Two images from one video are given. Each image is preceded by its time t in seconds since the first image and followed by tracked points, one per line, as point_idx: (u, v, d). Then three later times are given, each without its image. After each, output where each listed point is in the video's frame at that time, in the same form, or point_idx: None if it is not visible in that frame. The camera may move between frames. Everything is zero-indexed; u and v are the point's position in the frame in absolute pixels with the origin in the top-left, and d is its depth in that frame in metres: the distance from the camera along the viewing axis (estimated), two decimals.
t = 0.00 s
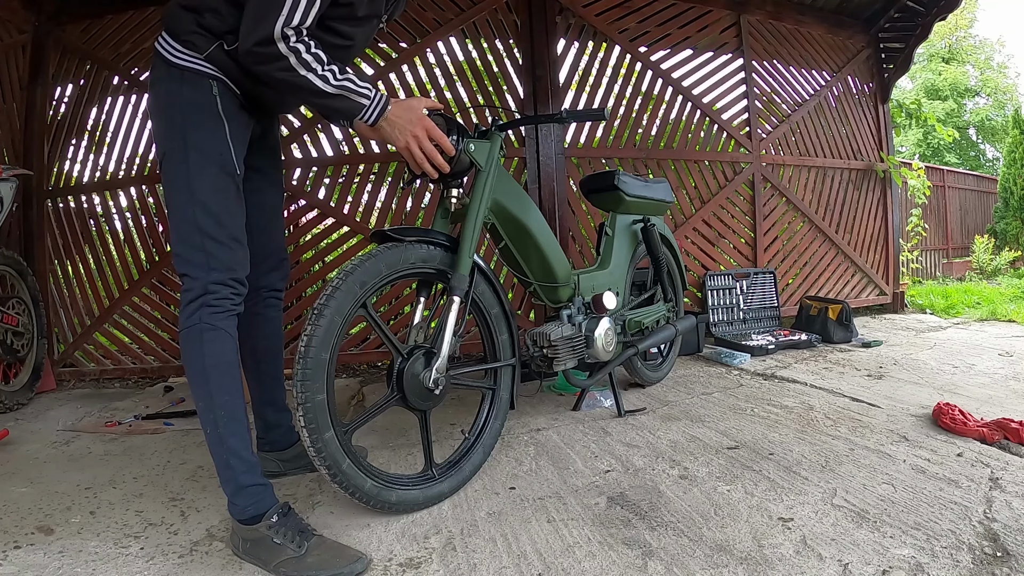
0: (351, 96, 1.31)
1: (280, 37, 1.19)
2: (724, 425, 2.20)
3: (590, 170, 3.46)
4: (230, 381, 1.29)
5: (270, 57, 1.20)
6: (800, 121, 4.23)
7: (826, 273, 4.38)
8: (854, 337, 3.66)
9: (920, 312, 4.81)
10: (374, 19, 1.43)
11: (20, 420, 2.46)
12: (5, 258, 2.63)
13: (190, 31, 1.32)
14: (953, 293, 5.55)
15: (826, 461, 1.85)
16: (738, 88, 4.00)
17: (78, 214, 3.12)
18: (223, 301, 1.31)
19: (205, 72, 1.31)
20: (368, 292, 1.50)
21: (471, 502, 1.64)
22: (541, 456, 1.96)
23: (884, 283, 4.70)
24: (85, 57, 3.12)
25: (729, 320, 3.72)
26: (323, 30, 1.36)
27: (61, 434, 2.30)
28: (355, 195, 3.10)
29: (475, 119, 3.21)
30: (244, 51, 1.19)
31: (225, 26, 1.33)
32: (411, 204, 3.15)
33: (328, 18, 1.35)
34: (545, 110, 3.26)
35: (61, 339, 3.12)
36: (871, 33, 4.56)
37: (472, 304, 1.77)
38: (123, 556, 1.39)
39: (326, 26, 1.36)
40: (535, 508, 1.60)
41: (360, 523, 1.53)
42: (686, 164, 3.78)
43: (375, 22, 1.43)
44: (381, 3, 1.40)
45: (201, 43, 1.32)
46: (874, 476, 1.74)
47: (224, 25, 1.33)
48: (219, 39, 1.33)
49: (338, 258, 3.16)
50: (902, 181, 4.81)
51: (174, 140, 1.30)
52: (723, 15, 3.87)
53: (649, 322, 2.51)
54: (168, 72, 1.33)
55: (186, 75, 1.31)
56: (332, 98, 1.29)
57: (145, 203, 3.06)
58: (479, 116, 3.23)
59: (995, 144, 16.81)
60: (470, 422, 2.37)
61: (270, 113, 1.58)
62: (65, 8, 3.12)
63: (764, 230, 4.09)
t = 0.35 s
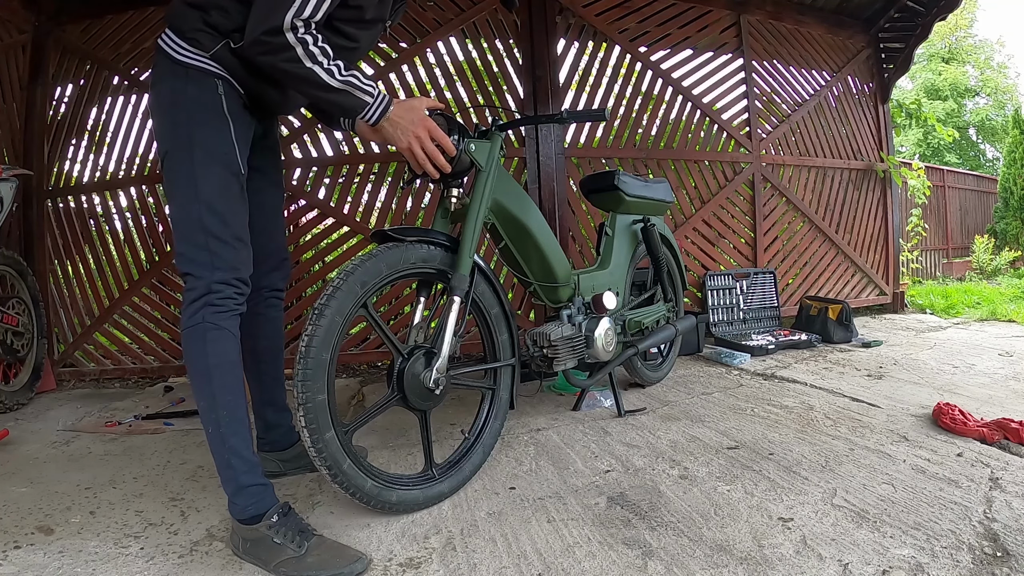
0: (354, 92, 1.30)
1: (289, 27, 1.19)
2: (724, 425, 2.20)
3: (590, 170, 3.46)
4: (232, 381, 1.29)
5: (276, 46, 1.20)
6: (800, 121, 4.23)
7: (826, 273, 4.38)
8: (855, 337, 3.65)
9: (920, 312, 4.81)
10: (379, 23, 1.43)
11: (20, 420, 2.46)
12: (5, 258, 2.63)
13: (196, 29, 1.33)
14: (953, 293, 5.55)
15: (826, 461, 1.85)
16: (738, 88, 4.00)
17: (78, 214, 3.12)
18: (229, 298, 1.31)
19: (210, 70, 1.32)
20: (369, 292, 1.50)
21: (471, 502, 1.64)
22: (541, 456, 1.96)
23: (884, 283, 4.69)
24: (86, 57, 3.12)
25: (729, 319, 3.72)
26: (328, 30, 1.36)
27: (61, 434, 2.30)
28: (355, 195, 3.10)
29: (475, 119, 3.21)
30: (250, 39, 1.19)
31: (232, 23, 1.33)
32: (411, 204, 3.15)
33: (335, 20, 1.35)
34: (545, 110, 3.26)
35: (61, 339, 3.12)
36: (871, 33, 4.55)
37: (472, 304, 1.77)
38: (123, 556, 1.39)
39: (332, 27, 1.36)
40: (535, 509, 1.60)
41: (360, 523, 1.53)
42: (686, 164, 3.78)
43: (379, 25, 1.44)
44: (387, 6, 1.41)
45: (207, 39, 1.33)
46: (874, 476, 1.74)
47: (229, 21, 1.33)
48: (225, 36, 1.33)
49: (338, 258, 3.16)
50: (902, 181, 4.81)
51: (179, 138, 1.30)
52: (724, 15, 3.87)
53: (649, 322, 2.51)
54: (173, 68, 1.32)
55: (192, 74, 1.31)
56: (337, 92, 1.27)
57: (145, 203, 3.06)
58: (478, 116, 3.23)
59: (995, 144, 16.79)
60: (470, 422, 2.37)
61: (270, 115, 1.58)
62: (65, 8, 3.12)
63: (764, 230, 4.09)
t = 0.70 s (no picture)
0: (360, 89, 1.31)
1: (297, 21, 1.19)
2: (724, 425, 2.20)
3: (590, 170, 3.46)
4: (242, 378, 1.28)
5: (282, 40, 1.20)
6: (800, 121, 4.23)
7: (826, 273, 4.38)
8: (855, 337, 3.65)
9: (920, 312, 4.81)
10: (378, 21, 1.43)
11: (20, 420, 2.46)
12: (5, 258, 2.63)
13: (193, 22, 1.33)
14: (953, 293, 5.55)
15: (825, 461, 1.85)
16: (738, 87, 4.00)
17: (78, 214, 3.12)
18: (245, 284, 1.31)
19: (207, 61, 1.32)
20: (368, 292, 1.50)
21: (471, 502, 1.64)
22: (541, 456, 1.96)
23: (884, 283, 4.69)
24: (85, 57, 3.12)
25: (729, 319, 3.72)
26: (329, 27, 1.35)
27: (61, 434, 2.30)
28: (355, 195, 3.10)
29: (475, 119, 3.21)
30: (255, 34, 1.18)
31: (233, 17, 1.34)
32: (411, 204, 3.15)
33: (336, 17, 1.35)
34: (545, 110, 3.26)
35: (61, 339, 3.12)
36: (871, 33, 4.55)
37: (471, 304, 1.77)
38: (123, 556, 1.39)
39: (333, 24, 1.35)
40: (535, 509, 1.60)
41: (360, 523, 1.53)
42: (686, 164, 3.78)
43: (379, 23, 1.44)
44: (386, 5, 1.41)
45: (206, 33, 1.33)
46: (874, 476, 1.74)
47: (229, 17, 1.33)
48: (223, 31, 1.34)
49: (338, 258, 3.15)
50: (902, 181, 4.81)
51: (184, 129, 1.30)
52: (724, 15, 3.87)
53: (649, 322, 2.51)
54: (170, 58, 1.33)
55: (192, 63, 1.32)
56: (344, 88, 1.28)
57: (145, 203, 3.06)
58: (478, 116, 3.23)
59: (995, 144, 16.79)
60: (469, 423, 2.37)
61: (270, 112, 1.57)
62: (65, 8, 3.12)
63: (764, 230, 4.09)
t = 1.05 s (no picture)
0: (380, 111, 1.32)
1: (317, 38, 1.15)
2: (724, 425, 2.20)
3: (590, 170, 3.46)
4: (238, 423, 1.21)
5: (298, 61, 1.15)
6: (800, 121, 4.23)
7: (826, 273, 4.38)
8: (855, 337, 3.65)
9: (920, 312, 4.81)
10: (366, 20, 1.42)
11: (20, 420, 2.46)
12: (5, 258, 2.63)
13: (152, 17, 1.20)
14: (953, 293, 5.55)
15: (825, 461, 1.86)
16: (739, 88, 4.00)
17: (78, 214, 3.12)
18: (259, 296, 1.22)
19: (171, 62, 1.22)
20: (370, 292, 1.50)
21: (471, 502, 1.64)
22: (541, 456, 1.96)
23: (884, 283, 4.70)
24: (85, 57, 3.12)
25: (729, 319, 3.72)
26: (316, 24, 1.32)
27: (61, 434, 2.30)
28: (355, 196, 3.10)
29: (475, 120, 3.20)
30: (264, 56, 1.12)
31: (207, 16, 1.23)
32: (411, 204, 3.16)
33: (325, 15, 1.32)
34: (545, 110, 3.26)
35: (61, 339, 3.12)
36: (871, 33, 4.55)
37: (472, 304, 1.77)
38: (123, 556, 1.39)
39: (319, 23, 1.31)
40: (535, 508, 1.60)
41: (360, 523, 1.53)
42: (686, 164, 3.78)
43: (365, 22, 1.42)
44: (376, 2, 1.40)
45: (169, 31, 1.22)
46: (874, 476, 1.74)
47: (200, 15, 1.22)
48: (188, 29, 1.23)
49: (338, 258, 3.15)
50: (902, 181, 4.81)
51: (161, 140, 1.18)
52: (724, 15, 3.87)
53: (649, 322, 2.51)
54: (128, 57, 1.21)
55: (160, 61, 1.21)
56: (366, 111, 1.29)
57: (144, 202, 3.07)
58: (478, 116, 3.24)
59: (995, 144, 16.79)
60: (469, 422, 2.37)
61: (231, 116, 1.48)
62: (65, 8, 3.12)
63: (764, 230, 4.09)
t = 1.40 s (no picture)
0: (421, 182, 1.24)
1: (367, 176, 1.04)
2: (724, 425, 2.20)
3: (590, 170, 3.46)
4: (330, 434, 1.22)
5: (359, 207, 1.05)
6: (800, 121, 4.23)
7: (826, 273, 4.38)
8: (855, 337, 3.66)
9: (919, 312, 4.81)
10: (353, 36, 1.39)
11: (20, 420, 2.46)
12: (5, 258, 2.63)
13: (134, 169, 1.01)
14: (953, 293, 5.55)
15: (825, 461, 1.85)
16: (738, 88, 4.00)
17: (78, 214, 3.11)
18: (381, 318, 1.18)
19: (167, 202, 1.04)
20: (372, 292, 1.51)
21: (471, 502, 1.64)
22: (541, 456, 1.96)
23: (884, 283, 4.70)
24: (85, 57, 3.12)
25: (729, 319, 3.72)
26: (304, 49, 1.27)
27: (62, 434, 2.30)
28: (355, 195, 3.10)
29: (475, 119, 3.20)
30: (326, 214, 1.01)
31: (203, 161, 1.05)
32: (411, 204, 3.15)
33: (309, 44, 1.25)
34: (545, 110, 3.26)
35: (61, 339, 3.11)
36: (871, 33, 4.56)
37: (472, 304, 1.78)
38: (123, 556, 1.39)
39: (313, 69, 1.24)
40: (535, 509, 1.60)
41: (360, 523, 1.53)
42: (686, 164, 3.78)
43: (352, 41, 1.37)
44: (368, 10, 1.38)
45: (158, 180, 1.03)
46: (874, 476, 1.74)
47: (190, 160, 1.04)
48: (178, 173, 1.04)
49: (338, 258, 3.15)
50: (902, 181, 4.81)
51: (211, 256, 1.05)
52: (724, 15, 3.87)
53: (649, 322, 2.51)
54: (123, 222, 1.02)
55: (159, 203, 1.04)
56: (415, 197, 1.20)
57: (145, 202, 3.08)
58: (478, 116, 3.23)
59: (995, 144, 16.79)
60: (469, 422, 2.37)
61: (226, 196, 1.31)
62: (65, 8, 3.12)
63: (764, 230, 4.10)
